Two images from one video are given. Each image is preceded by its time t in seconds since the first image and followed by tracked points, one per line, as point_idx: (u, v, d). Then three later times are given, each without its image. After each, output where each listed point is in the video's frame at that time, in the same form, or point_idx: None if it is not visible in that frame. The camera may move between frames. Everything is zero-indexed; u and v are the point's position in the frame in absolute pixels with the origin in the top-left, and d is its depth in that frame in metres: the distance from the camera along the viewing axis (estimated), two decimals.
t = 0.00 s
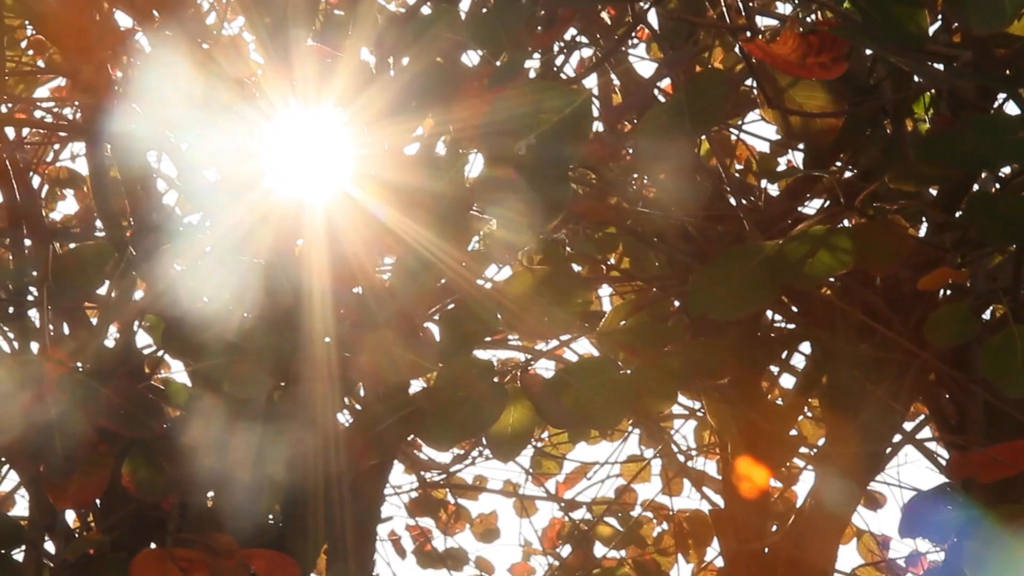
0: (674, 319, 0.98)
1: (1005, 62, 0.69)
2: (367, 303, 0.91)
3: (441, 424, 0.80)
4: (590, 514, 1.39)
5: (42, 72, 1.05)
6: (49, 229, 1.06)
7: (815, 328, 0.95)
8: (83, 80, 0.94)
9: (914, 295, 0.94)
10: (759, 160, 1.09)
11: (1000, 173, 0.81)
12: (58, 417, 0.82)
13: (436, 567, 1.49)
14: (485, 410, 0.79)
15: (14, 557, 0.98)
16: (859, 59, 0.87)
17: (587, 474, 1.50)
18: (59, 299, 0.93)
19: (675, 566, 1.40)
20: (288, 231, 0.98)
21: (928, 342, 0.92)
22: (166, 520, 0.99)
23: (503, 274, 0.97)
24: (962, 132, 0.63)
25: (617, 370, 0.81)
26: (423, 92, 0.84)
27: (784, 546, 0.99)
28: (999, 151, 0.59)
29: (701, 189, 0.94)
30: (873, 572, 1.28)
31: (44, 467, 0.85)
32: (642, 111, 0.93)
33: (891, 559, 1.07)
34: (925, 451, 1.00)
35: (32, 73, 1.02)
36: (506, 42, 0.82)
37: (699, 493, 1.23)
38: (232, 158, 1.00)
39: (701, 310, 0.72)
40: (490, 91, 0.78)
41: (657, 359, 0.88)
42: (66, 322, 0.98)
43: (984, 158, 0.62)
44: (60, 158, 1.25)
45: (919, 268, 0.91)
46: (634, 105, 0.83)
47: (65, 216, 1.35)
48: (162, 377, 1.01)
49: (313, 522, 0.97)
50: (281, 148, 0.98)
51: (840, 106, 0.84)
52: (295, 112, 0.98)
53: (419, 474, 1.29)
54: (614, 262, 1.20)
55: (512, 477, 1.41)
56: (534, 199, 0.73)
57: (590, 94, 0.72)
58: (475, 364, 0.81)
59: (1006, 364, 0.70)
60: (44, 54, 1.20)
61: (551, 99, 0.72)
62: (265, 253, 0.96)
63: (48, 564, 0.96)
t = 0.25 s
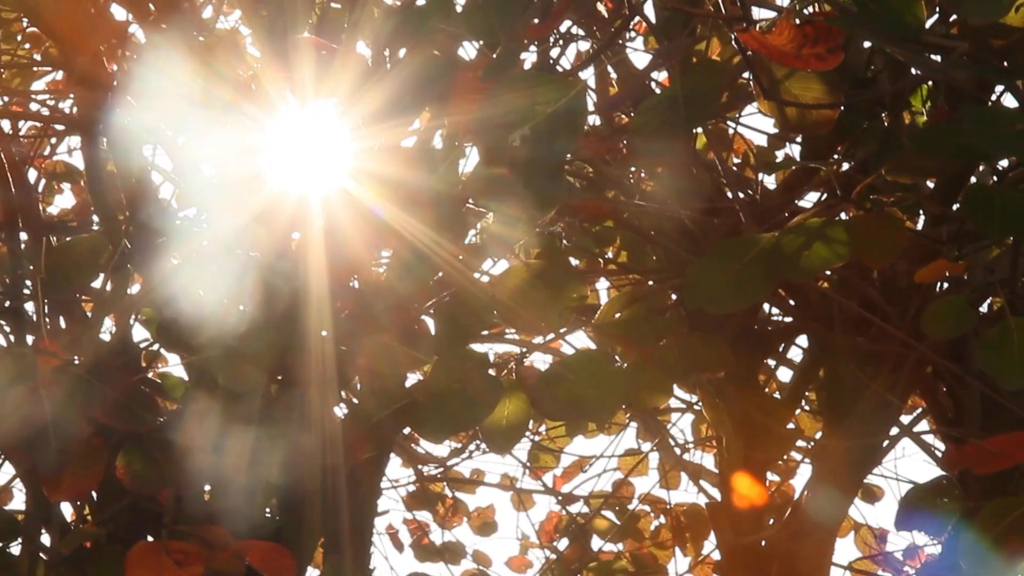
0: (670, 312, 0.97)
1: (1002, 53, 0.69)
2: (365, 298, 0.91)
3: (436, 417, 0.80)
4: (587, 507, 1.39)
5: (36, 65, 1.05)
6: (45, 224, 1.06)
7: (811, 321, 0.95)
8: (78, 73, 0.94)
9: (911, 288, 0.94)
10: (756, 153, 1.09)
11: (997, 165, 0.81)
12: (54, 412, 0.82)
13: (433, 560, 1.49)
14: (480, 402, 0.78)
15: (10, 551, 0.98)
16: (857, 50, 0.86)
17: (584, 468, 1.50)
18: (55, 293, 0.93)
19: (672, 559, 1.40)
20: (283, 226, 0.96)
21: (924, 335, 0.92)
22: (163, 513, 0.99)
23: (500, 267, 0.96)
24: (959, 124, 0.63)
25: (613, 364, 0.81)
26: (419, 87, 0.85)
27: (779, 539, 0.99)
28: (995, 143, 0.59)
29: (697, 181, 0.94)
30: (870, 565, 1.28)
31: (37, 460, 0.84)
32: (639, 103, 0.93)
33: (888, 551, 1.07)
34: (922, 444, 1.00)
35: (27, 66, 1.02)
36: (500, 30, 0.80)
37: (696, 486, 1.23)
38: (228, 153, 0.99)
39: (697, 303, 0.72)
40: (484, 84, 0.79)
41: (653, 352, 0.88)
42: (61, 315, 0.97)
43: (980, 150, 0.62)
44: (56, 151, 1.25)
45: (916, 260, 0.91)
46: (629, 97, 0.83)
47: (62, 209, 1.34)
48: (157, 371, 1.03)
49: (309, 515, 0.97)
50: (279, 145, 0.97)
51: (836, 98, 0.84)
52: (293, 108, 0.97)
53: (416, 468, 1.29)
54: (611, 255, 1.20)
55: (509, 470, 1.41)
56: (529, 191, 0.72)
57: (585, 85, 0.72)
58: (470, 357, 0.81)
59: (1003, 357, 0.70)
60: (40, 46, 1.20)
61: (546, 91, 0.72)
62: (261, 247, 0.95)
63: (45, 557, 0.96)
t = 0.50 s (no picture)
0: (668, 307, 0.97)
1: (999, 47, 0.69)
2: (364, 294, 0.92)
3: (433, 413, 0.80)
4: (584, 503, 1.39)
5: (33, 60, 1.04)
6: (42, 219, 1.05)
7: (808, 316, 0.95)
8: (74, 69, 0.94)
9: (908, 284, 0.94)
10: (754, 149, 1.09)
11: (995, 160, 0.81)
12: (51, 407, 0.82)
13: (431, 556, 1.49)
14: (477, 398, 0.78)
15: (7, 547, 0.98)
16: (854, 45, 0.86)
17: (582, 464, 1.50)
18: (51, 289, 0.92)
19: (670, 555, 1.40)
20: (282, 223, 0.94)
21: (921, 330, 0.92)
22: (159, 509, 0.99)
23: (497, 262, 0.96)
24: (957, 119, 0.63)
25: (609, 359, 0.81)
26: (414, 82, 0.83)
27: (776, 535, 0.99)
28: (993, 137, 0.58)
29: (694, 176, 0.94)
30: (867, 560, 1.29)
31: (32, 456, 0.84)
32: (636, 98, 0.93)
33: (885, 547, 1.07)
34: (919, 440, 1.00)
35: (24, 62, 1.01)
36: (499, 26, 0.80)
37: (694, 482, 1.23)
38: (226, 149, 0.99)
39: (694, 299, 0.72)
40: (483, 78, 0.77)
41: (651, 348, 0.88)
42: (56, 310, 0.97)
43: (978, 144, 0.62)
44: (53, 147, 1.24)
45: (913, 256, 0.91)
46: (625, 92, 0.83)
47: (59, 206, 1.34)
48: (154, 369, 1.02)
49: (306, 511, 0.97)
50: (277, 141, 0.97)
51: (834, 92, 0.83)
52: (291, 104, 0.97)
53: (414, 464, 1.29)
54: (609, 251, 1.20)
55: (507, 466, 1.41)
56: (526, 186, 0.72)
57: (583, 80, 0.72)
58: (467, 353, 0.81)
59: (1000, 352, 0.70)
60: (37, 42, 1.19)
61: (542, 86, 0.71)
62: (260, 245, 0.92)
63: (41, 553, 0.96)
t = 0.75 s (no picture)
0: (664, 304, 0.97)
1: (996, 43, 0.69)
2: (361, 291, 0.91)
3: (430, 410, 0.79)
4: (581, 500, 1.39)
5: (29, 56, 1.04)
6: (39, 216, 1.05)
7: (805, 312, 0.95)
8: (70, 65, 0.94)
9: (905, 280, 0.94)
10: (750, 145, 1.09)
11: (992, 156, 0.81)
12: (47, 404, 0.82)
13: (428, 553, 1.49)
14: (474, 395, 0.78)
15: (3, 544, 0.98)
16: (850, 42, 0.86)
17: (578, 460, 1.50)
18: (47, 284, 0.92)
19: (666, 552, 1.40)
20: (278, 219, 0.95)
21: (918, 327, 0.92)
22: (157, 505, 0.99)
23: (493, 258, 0.96)
24: (953, 114, 0.63)
25: (607, 354, 0.81)
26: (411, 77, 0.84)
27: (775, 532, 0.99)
28: (990, 133, 0.58)
29: (691, 173, 0.94)
30: (864, 557, 1.29)
31: (28, 453, 0.84)
32: (632, 94, 0.93)
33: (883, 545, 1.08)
34: (916, 436, 1.00)
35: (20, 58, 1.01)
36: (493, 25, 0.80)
37: (691, 478, 1.23)
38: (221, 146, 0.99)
39: (691, 296, 0.72)
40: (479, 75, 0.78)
41: (647, 345, 0.88)
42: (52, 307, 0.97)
43: (974, 140, 0.62)
44: (49, 144, 1.24)
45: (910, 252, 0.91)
46: (622, 88, 0.83)
47: (55, 203, 1.34)
48: (151, 364, 1.06)
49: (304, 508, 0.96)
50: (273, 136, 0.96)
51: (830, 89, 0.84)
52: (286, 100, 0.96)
53: (411, 461, 1.29)
54: (605, 247, 1.20)
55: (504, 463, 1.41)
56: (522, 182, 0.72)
57: (579, 78, 0.72)
58: (464, 349, 0.81)
59: (997, 349, 0.70)
60: (33, 38, 1.19)
61: (538, 82, 0.71)
62: (255, 241, 0.93)
63: (38, 550, 0.96)
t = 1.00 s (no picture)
0: (661, 301, 0.97)
1: (991, 41, 0.69)
2: (357, 289, 0.92)
3: (427, 408, 0.79)
4: (577, 499, 1.39)
5: (24, 53, 1.03)
6: (34, 213, 1.05)
7: (801, 310, 0.95)
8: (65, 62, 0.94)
9: (901, 278, 0.94)
10: (745, 143, 1.09)
11: (987, 154, 0.81)
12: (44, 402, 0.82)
13: (423, 552, 1.49)
14: (472, 393, 0.78)
15: None
16: (845, 40, 0.87)
17: (574, 458, 1.50)
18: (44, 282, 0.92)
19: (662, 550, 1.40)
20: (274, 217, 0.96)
21: (914, 324, 0.92)
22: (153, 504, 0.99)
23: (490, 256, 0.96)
24: (949, 112, 0.63)
25: (603, 352, 0.81)
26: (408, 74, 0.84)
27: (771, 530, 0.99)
28: (986, 130, 0.59)
29: (687, 171, 0.94)
30: (859, 554, 1.29)
31: (24, 452, 0.84)
32: (628, 92, 0.93)
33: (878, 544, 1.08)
34: (911, 434, 1.00)
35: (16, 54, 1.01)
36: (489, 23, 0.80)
37: (687, 476, 1.23)
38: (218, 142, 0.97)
39: (688, 293, 0.72)
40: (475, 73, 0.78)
41: (644, 342, 0.88)
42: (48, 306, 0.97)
43: (970, 138, 0.62)
44: (45, 141, 1.24)
45: (905, 249, 0.91)
46: (618, 86, 0.83)
47: (50, 200, 1.33)
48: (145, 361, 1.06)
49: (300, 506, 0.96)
50: (268, 134, 0.96)
51: (827, 87, 0.83)
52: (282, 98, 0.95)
53: (407, 459, 1.29)
54: (601, 245, 1.20)
55: (500, 461, 1.41)
56: (520, 180, 0.72)
57: (576, 75, 0.72)
58: (461, 348, 0.81)
59: (993, 346, 0.70)
60: (28, 36, 1.18)
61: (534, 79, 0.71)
62: (252, 238, 0.95)
63: (33, 548, 0.96)
